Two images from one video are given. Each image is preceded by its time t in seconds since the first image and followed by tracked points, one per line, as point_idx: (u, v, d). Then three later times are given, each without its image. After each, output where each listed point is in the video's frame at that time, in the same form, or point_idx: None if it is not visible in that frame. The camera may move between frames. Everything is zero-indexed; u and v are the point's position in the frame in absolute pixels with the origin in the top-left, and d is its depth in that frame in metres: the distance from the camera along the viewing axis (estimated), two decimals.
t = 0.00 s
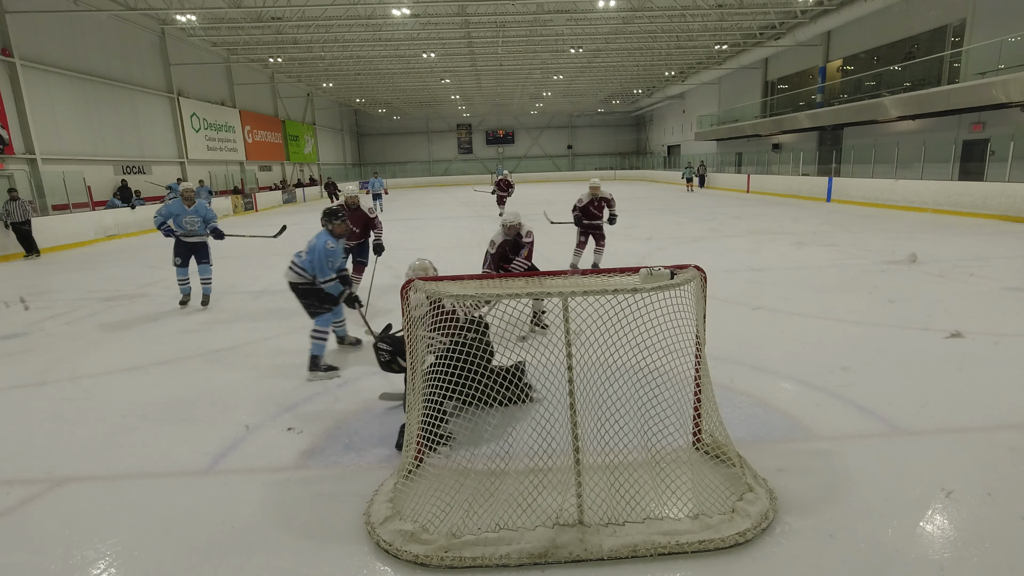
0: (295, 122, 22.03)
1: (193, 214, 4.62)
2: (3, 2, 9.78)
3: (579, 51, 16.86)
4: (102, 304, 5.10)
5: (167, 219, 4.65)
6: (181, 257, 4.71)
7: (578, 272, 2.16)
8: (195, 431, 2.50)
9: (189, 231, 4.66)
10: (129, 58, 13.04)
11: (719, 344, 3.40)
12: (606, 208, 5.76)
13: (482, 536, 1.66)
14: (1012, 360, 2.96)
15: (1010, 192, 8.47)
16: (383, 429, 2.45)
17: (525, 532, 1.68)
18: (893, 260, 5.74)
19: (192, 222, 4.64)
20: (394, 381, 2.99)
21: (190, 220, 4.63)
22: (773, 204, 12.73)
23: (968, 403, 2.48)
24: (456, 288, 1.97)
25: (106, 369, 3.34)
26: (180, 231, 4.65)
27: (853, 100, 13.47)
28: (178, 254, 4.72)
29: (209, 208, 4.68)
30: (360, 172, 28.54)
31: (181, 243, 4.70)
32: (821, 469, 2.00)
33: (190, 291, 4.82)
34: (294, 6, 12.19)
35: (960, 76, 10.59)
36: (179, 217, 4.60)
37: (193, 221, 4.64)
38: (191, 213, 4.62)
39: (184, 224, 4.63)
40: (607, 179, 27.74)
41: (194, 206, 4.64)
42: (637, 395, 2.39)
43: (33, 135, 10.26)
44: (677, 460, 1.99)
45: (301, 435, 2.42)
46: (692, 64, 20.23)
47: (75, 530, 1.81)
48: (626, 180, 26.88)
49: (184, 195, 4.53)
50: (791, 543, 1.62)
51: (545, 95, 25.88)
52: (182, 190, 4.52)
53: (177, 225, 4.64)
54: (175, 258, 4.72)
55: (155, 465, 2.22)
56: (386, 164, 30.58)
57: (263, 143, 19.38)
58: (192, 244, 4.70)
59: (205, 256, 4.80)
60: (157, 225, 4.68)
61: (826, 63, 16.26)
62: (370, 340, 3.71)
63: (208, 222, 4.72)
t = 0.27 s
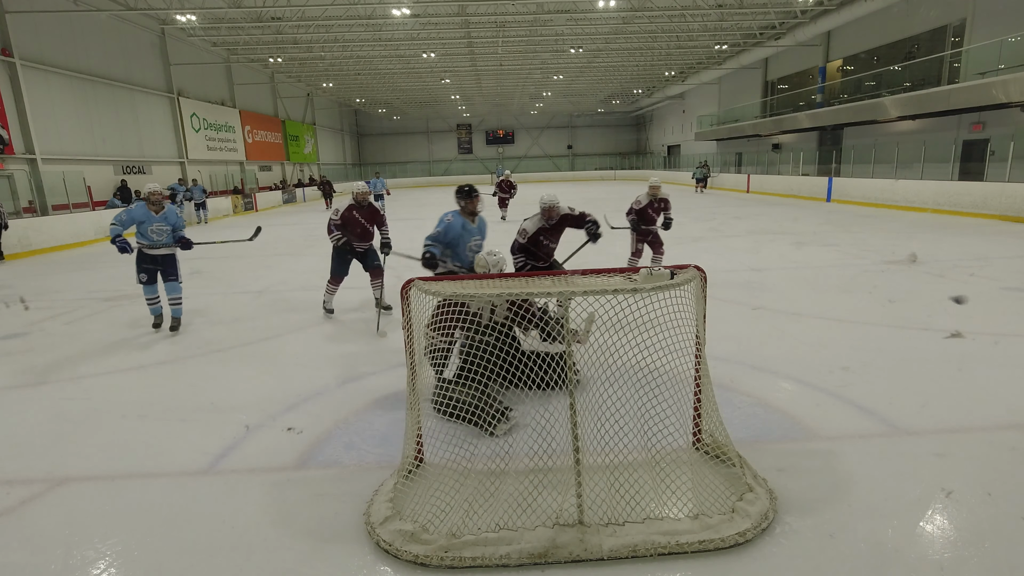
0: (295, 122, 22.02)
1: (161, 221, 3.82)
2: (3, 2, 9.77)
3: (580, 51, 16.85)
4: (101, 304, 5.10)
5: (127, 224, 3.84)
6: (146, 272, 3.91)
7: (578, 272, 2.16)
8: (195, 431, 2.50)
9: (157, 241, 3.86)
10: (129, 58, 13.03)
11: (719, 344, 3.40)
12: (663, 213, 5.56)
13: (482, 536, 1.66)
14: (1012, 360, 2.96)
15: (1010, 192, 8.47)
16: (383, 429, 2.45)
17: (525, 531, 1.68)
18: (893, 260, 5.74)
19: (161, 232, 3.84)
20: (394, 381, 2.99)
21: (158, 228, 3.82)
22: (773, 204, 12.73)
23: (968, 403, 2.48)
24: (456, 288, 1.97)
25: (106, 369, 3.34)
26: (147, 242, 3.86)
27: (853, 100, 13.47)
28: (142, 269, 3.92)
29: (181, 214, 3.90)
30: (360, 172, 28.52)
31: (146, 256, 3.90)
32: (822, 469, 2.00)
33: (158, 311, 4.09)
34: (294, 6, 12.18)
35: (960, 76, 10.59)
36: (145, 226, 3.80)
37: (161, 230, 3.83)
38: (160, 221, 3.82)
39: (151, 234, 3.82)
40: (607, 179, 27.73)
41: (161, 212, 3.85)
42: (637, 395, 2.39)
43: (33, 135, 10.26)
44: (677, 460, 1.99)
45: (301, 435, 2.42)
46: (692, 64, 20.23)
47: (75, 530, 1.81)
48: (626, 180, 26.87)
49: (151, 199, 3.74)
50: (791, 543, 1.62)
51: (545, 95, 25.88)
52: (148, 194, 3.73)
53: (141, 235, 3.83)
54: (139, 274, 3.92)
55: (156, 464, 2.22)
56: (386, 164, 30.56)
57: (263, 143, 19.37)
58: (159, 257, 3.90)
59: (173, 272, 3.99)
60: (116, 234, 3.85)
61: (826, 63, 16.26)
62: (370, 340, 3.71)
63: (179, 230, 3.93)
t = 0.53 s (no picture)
0: (295, 122, 22.02)
1: (122, 232, 3.18)
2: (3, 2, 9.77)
3: (580, 51, 16.85)
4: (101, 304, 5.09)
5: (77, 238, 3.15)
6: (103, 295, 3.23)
7: (578, 272, 2.16)
8: (194, 431, 2.50)
9: (117, 258, 3.20)
10: (129, 58, 13.03)
11: (720, 344, 3.40)
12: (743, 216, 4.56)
13: (483, 536, 1.66)
14: (1012, 360, 2.96)
15: (1010, 192, 8.47)
16: (383, 428, 2.45)
17: (525, 531, 1.68)
18: (893, 260, 5.74)
19: (122, 245, 3.19)
20: (394, 381, 3.00)
21: (118, 241, 3.18)
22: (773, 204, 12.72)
23: (967, 403, 2.48)
24: (456, 287, 1.97)
25: (105, 369, 3.33)
26: (103, 259, 3.19)
27: (853, 100, 13.47)
28: (97, 292, 3.22)
29: (144, 221, 3.29)
30: (360, 172, 28.51)
31: (103, 275, 3.22)
32: (822, 469, 2.00)
33: (112, 344, 3.34)
34: (294, 5, 12.18)
35: (960, 76, 10.59)
36: (101, 239, 3.14)
37: (122, 243, 3.19)
38: (120, 231, 3.19)
39: (109, 248, 3.16)
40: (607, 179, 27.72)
41: (120, 221, 3.21)
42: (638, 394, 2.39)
43: (33, 135, 10.25)
44: (677, 460, 1.99)
45: (301, 434, 2.42)
46: (692, 64, 20.23)
47: (75, 530, 1.81)
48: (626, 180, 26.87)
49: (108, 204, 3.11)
50: (791, 543, 1.62)
51: (545, 96, 25.88)
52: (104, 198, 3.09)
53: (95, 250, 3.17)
54: (92, 300, 3.22)
55: (156, 465, 2.22)
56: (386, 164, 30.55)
57: (263, 143, 19.37)
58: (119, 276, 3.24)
59: (137, 294, 3.30)
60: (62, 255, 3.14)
61: (826, 63, 16.26)
62: (371, 341, 3.71)
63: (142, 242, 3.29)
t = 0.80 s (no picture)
0: (295, 122, 22.03)
1: (84, 248, 2.49)
2: (3, 2, 9.78)
3: (580, 51, 16.86)
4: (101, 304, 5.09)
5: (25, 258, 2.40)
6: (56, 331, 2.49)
7: (578, 272, 2.16)
8: (195, 431, 2.50)
9: (76, 283, 2.48)
10: (129, 58, 13.03)
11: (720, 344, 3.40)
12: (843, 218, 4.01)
13: (483, 536, 1.66)
14: (1012, 360, 2.96)
15: (1010, 192, 8.47)
16: (382, 429, 2.45)
17: (525, 531, 1.68)
18: (893, 260, 5.74)
19: (83, 266, 2.48)
20: (393, 381, 3.00)
21: (77, 259, 2.47)
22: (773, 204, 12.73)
23: (968, 403, 2.48)
24: (456, 288, 1.97)
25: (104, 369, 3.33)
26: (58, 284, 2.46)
27: (853, 100, 13.47)
28: (46, 327, 2.48)
29: (108, 235, 2.62)
30: (361, 172, 28.51)
31: (57, 306, 2.48)
32: (822, 469, 2.01)
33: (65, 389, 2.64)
34: (294, 5, 12.19)
35: (960, 76, 10.59)
36: (57, 257, 2.43)
37: (83, 262, 2.48)
38: (81, 247, 2.48)
39: (65, 270, 2.44)
40: (607, 179, 27.72)
41: (81, 235, 2.50)
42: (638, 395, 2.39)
43: (33, 135, 10.26)
44: (677, 460, 2.00)
45: (301, 435, 2.43)
46: (692, 64, 20.23)
47: (74, 530, 1.81)
48: (626, 180, 26.87)
49: (66, 214, 2.41)
50: (791, 543, 1.62)
51: (545, 95, 25.89)
52: (61, 205, 2.39)
53: (47, 272, 2.44)
54: (42, 337, 2.48)
55: (156, 465, 2.22)
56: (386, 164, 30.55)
57: (263, 143, 19.38)
58: (78, 307, 2.51)
59: (103, 328, 2.56)
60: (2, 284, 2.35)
61: (826, 63, 16.26)
62: (371, 341, 3.71)
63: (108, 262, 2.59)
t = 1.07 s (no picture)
0: (295, 122, 22.03)
1: (57, 284, 1.88)
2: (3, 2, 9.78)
3: (580, 51, 16.85)
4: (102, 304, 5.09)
5: None
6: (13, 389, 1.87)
7: (578, 272, 2.16)
8: (194, 431, 2.49)
9: (43, 328, 1.88)
10: (128, 58, 13.02)
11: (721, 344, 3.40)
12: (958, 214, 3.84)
13: (483, 536, 1.66)
14: (1012, 360, 2.96)
15: (1010, 192, 8.47)
16: (383, 429, 2.45)
17: (525, 531, 1.68)
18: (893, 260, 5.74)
19: (54, 307, 1.88)
20: (394, 381, 3.00)
21: (47, 297, 1.87)
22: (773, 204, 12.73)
23: (967, 403, 2.48)
24: (456, 288, 1.96)
25: (104, 369, 3.33)
26: (17, 328, 1.85)
27: (853, 100, 13.47)
28: None
29: (87, 263, 1.98)
30: (361, 172, 28.51)
31: (16, 359, 1.87)
32: (822, 469, 2.01)
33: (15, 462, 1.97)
34: (294, 5, 12.18)
35: (960, 76, 10.59)
36: (22, 296, 1.83)
37: (54, 300, 1.88)
38: (52, 283, 1.87)
39: (30, 312, 1.85)
40: (607, 179, 27.72)
41: (53, 264, 1.88)
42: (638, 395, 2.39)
43: (33, 135, 10.26)
44: (677, 460, 1.99)
45: (301, 435, 2.42)
46: (692, 64, 20.23)
47: (74, 530, 1.81)
48: (626, 180, 26.87)
49: (31, 236, 1.78)
50: (791, 543, 1.62)
51: (545, 95, 25.89)
52: (25, 225, 1.76)
53: (6, 311, 1.83)
54: None
55: (156, 465, 2.21)
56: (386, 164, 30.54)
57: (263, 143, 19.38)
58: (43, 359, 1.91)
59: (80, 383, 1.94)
60: None
61: (826, 63, 16.26)
62: (372, 341, 3.71)
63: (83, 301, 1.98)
